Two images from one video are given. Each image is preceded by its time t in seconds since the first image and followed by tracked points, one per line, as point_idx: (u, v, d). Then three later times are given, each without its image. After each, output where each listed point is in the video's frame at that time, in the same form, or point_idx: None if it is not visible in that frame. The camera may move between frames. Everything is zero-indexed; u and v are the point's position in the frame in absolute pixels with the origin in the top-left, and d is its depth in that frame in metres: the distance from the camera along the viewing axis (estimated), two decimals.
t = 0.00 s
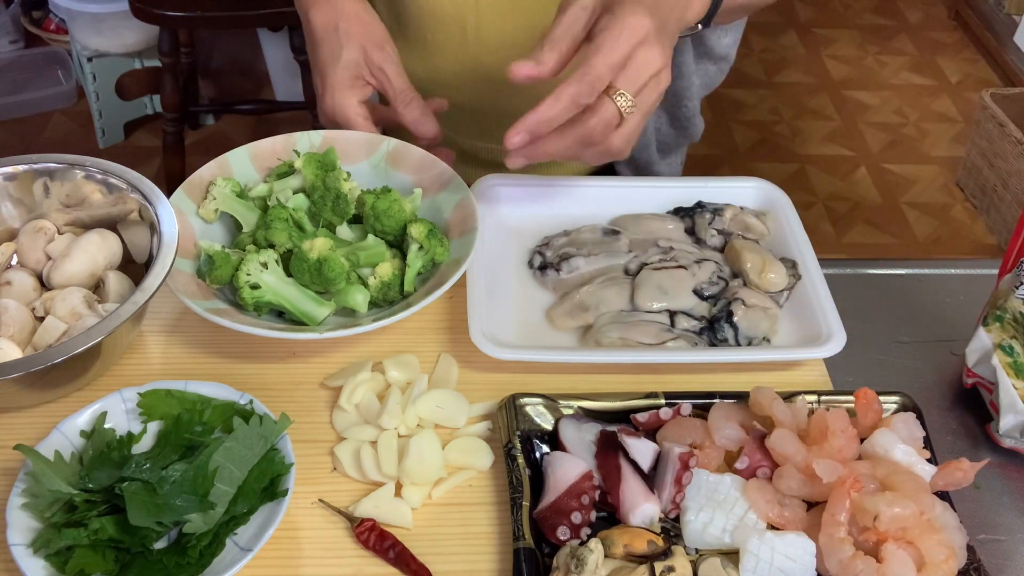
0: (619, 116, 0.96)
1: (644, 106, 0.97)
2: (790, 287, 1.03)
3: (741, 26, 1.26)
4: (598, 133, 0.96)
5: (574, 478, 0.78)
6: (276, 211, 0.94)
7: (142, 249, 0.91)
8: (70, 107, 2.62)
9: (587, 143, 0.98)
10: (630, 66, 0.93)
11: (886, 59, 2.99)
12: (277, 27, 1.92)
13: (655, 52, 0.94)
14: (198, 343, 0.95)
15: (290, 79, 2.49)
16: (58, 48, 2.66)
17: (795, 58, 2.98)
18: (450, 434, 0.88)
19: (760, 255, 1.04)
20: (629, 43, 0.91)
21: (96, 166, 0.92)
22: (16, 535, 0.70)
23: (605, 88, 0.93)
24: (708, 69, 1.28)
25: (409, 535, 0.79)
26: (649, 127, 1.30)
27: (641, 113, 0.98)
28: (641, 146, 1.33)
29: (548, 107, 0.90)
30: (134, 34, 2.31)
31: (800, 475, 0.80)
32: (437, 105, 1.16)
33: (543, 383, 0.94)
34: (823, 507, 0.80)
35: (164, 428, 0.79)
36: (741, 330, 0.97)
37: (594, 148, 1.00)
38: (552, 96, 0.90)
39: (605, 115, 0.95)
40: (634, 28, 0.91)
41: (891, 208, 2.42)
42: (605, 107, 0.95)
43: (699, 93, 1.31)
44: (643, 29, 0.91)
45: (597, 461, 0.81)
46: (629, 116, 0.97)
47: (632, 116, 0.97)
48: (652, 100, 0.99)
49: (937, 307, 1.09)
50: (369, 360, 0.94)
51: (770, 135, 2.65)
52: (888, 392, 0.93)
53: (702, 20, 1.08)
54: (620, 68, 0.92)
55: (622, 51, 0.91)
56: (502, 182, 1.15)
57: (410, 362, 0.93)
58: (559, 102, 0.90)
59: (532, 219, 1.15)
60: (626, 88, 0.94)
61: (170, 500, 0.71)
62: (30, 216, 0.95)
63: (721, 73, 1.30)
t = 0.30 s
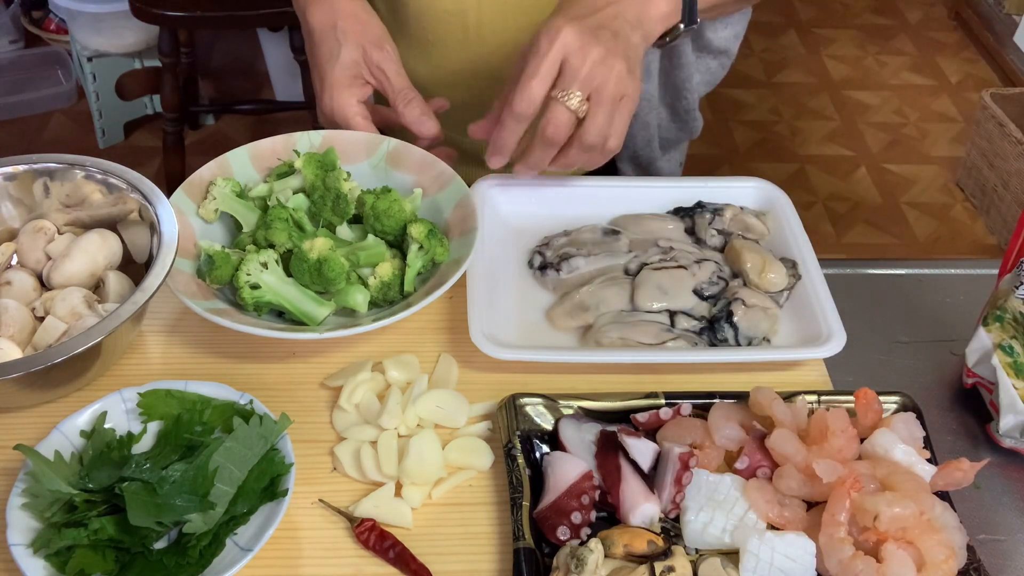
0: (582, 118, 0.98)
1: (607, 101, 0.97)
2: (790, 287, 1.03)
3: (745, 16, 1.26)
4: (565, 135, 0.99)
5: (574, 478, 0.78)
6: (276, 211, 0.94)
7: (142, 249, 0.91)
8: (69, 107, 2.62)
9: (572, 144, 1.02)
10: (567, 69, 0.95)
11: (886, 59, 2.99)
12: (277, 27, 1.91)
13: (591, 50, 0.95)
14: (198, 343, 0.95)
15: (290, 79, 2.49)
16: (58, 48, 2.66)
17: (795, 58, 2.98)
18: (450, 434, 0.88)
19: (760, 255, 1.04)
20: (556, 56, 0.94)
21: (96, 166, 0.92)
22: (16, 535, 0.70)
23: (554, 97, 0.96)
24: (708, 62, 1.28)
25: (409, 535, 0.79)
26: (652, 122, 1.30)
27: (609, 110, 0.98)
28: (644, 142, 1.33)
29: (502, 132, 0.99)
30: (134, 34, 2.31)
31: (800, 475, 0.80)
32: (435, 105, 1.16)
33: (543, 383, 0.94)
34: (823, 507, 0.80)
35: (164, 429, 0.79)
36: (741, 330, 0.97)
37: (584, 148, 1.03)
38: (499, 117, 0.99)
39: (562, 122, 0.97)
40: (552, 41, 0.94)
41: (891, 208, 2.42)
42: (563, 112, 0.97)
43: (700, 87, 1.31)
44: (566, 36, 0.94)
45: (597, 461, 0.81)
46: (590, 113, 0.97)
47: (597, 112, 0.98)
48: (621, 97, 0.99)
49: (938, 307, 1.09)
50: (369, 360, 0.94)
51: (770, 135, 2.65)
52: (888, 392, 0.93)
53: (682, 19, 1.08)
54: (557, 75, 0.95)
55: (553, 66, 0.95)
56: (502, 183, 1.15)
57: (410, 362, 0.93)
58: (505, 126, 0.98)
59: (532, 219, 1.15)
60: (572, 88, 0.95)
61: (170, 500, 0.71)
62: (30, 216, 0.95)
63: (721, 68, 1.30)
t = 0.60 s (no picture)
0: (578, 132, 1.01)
1: (605, 117, 1.01)
2: (790, 287, 1.03)
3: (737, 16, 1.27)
4: (564, 150, 1.02)
5: (573, 478, 0.78)
6: (277, 211, 0.94)
7: (142, 249, 0.91)
8: (70, 107, 2.62)
9: (574, 161, 1.05)
10: (563, 87, 1.00)
11: (886, 59, 2.99)
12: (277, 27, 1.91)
13: (586, 69, 0.99)
14: (198, 343, 0.95)
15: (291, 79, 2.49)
16: (58, 48, 2.66)
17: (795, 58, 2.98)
18: (450, 435, 0.88)
19: (760, 255, 1.04)
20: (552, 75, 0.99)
21: (96, 166, 0.92)
22: (16, 535, 0.70)
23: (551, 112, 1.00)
24: (705, 61, 1.27)
25: (409, 535, 0.79)
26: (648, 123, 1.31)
27: (606, 126, 1.02)
28: (643, 141, 1.35)
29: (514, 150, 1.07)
30: (134, 34, 2.30)
31: (800, 475, 0.80)
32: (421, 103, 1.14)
33: (543, 383, 0.94)
34: (823, 507, 0.80)
35: (164, 428, 0.79)
36: (741, 330, 0.97)
37: (588, 164, 1.05)
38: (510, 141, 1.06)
39: (559, 138, 1.01)
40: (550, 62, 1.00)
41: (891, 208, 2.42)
42: (559, 126, 1.00)
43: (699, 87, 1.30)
44: (560, 58, 1.00)
45: (597, 461, 0.81)
46: (587, 128, 1.01)
47: (594, 127, 1.01)
48: (619, 114, 1.02)
49: (938, 307, 1.09)
50: (369, 360, 0.94)
51: (770, 135, 2.65)
52: (888, 392, 0.93)
53: (685, 43, 1.10)
54: (557, 94, 1.01)
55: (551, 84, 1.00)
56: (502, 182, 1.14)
57: (410, 362, 0.93)
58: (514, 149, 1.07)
59: (532, 218, 1.15)
60: (569, 104, 0.99)
61: (170, 500, 0.71)
62: (30, 216, 0.95)
63: (717, 66, 1.30)
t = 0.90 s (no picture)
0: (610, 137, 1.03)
1: (635, 120, 1.03)
2: (824, 296, 1.03)
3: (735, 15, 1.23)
4: (596, 156, 1.03)
5: (573, 478, 0.78)
6: (277, 211, 0.94)
7: (142, 249, 0.91)
8: (70, 107, 2.62)
9: (606, 166, 1.07)
10: (592, 92, 1.01)
11: (886, 59, 2.99)
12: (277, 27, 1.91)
13: (614, 72, 1.01)
14: (198, 343, 0.95)
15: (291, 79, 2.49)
16: (58, 48, 2.66)
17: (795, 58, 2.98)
18: (450, 434, 0.88)
19: (793, 263, 1.04)
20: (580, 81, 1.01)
21: (96, 166, 0.92)
22: (16, 535, 0.70)
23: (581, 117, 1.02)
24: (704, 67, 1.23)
25: (409, 535, 0.79)
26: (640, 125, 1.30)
27: (637, 129, 1.03)
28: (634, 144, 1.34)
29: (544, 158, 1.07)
30: (134, 34, 2.30)
31: (800, 475, 0.80)
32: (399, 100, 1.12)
33: (546, 385, 0.94)
34: (823, 507, 0.80)
35: (164, 428, 0.79)
36: (777, 340, 0.97)
37: (618, 166, 1.06)
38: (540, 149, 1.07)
39: (592, 143, 1.02)
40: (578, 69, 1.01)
41: (891, 208, 2.42)
42: (592, 131, 1.01)
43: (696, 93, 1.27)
44: (587, 64, 1.01)
45: (597, 461, 0.81)
46: (618, 131, 1.02)
47: (625, 130, 1.02)
48: (646, 117, 1.03)
49: (940, 308, 1.09)
50: (369, 360, 0.94)
51: (770, 135, 2.65)
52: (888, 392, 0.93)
53: (699, 41, 1.10)
54: (586, 99, 1.02)
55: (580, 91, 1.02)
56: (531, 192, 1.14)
57: (409, 362, 0.93)
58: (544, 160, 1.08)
59: (560, 228, 1.14)
60: (600, 109, 1.01)
61: (170, 500, 0.71)
62: (30, 216, 0.94)
63: (714, 69, 1.26)
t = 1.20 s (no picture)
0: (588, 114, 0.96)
1: (616, 98, 0.96)
2: (824, 295, 1.03)
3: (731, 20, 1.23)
4: (574, 132, 0.97)
5: (573, 478, 0.78)
6: (277, 211, 0.94)
7: (142, 249, 0.91)
8: (69, 107, 2.62)
9: (583, 141, 1.00)
10: (574, 68, 0.93)
11: (886, 59, 2.99)
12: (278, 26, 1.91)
13: (598, 49, 0.94)
14: (198, 343, 0.95)
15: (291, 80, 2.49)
16: (59, 48, 2.65)
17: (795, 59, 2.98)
18: (450, 434, 0.88)
19: (793, 263, 1.04)
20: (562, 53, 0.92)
21: (96, 166, 0.92)
22: (16, 535, 0.70)
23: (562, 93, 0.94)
24: (692, 67, 1.23)
25: (409, 535, 0.79)
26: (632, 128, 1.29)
27: (617, 108, 0.96)
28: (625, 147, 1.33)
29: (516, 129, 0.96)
30: (134, 34, 2.30)
31: (800, 475, 0.80)
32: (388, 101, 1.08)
33: (546, 385, 0.94)
34: (823, 507, 0.80)
35: (164, 428, 0.79)
36: (777, 340, 0.97)
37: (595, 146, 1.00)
38: (506, 119, 1.00)
39: (570, 120, 0.95)
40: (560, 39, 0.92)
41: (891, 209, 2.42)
42: (571, 109, 0.94)
43: (687, 94, 1.27)
44: (571, 37, 0.93)
45: (597, 461, 0.81)
46: (599, 109, 0.95)
47: (606, 108, 0.95)
48: (627, 99, 0.97)
49: (940, 308, 1.09)
50: (369, 360, 0.94)
51: (770, 135, 2.65)
52: (888, 392, 0.93)
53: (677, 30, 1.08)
54: (565, 74, 0.94)
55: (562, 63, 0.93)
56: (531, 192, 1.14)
57: (410, 362, 0.93)
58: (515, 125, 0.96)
59: (560, 228, 1.15)
60: (582, 85, 0.94)
61: (170, 500, 0.71)
62: (29, 216, 0.94)
63: (708, 72, 1.27)
